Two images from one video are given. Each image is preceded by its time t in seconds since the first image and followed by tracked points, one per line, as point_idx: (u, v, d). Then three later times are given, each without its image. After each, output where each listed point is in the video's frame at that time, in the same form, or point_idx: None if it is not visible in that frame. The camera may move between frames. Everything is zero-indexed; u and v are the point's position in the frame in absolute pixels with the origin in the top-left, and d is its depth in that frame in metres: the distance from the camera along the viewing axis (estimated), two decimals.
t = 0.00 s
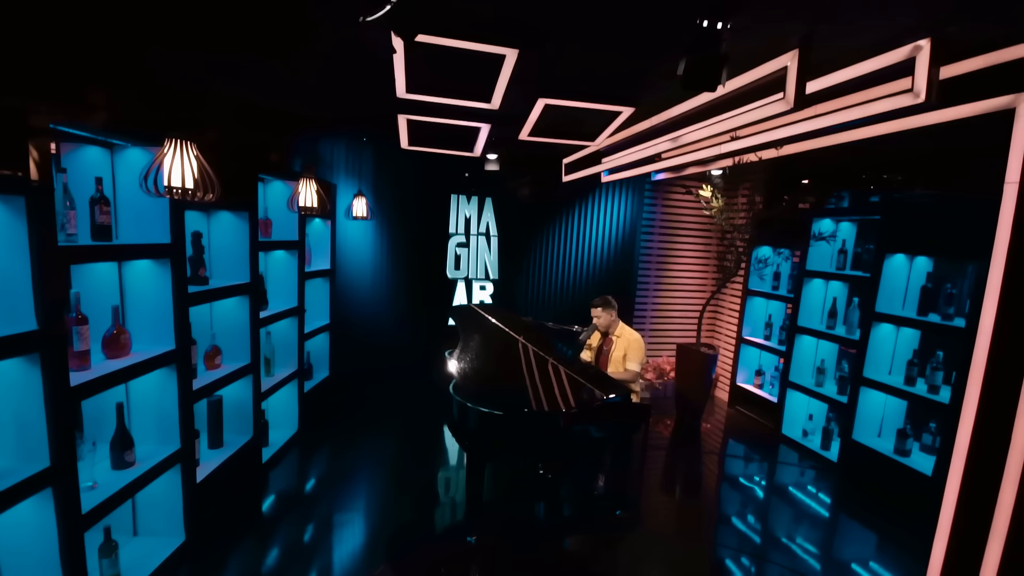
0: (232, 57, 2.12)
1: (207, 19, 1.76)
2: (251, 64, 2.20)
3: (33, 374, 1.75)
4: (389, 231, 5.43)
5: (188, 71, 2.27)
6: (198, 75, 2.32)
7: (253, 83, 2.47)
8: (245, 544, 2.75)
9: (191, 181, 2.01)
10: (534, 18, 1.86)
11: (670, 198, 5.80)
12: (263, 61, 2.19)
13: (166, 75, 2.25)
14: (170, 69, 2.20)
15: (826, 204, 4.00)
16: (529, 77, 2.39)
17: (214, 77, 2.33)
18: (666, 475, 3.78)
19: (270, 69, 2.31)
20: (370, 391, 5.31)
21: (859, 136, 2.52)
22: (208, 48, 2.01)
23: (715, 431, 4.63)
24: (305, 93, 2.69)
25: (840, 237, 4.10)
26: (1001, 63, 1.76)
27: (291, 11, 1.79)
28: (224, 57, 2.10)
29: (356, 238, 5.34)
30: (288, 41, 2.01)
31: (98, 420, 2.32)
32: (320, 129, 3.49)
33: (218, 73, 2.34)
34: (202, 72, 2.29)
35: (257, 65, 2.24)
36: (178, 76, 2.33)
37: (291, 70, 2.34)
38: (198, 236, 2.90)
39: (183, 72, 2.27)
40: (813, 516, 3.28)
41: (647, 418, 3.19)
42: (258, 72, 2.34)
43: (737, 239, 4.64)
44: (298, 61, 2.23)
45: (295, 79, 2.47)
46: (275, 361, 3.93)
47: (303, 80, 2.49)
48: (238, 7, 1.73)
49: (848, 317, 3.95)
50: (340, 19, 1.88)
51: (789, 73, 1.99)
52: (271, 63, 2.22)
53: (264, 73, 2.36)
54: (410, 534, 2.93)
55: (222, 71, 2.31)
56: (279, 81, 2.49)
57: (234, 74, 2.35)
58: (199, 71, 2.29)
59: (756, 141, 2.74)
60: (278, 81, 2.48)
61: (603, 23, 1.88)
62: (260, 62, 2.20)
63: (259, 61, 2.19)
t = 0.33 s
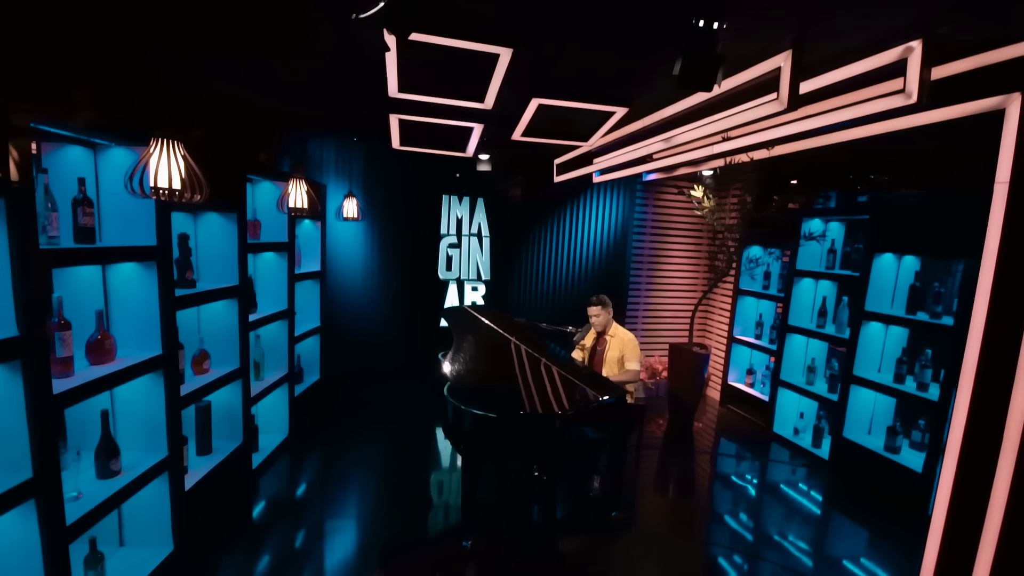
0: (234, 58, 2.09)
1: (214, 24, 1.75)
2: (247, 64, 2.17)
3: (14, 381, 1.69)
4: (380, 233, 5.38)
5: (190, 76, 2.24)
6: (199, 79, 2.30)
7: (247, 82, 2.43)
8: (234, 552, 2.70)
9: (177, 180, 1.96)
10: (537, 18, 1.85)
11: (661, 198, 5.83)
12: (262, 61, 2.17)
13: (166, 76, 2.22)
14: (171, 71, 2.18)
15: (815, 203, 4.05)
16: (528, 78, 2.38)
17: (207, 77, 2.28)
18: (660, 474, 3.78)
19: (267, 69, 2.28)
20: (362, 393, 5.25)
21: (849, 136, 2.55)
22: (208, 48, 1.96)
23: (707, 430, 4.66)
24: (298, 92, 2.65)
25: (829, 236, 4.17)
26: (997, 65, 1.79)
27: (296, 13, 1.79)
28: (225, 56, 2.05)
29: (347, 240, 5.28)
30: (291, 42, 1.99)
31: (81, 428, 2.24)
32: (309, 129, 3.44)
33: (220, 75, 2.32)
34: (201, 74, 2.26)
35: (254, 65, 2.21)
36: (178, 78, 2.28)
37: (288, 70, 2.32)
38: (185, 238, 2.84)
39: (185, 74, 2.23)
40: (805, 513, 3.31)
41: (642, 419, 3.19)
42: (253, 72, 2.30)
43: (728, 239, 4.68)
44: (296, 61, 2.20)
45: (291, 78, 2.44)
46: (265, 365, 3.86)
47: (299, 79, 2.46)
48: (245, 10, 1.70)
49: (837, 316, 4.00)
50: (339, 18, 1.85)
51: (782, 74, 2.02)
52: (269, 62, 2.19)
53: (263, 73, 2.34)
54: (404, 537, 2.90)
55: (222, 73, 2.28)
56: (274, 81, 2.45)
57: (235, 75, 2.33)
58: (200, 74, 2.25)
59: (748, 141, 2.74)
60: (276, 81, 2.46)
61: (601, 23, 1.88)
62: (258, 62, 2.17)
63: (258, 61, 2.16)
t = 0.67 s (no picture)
0: (236, 58, 2.06)
1: (220, 25, 1.73)
2: (249, 64, 2.15)
3: None
4: (373, 234, 5.34)
5: (189, 77, 2.21)
6: (197, 80, 2.27)
7: (246, 82, 2.41)
8: (227, 561, 2.64)
9: (168, 182, 1.92)
10: (541, 17, 1.83)
11: (655, 198, 5.84)
12: (264, 61, 2.15)
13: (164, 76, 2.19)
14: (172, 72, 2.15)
15: (807, 203, 4.09)
16: (529, 78, 2.37)
17: (203, 77, 2.25)
18: (655, 474, 3.78)
19: (267, 69, 2.26)
20: (355, 395, 5.20)
21: (844, 137, 2.60)
22: (217, 50, 1.93)
23: (702, 429, 4.67)
24: (294, 92, 2.61)
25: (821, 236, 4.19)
26: (993, 66, 1.82)
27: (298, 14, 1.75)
28: (231, 56, 2.03)
29: (340, 242, 5.24)
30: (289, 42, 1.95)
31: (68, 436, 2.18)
32: (301, 129, 3.40)
33: (223, 76, 2.31)
34: (202, 74, 2.23)
35: (254, 66, 2.19)
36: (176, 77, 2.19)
37: (289, 71, 2.30)
38: (175, 240, 2.78)
39: (187, 75, 2.17)
40: (799, 512, 3.33)
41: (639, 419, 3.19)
42: (255, 72, 2.29)
43: (722, 239, 4.70)
44: (297, 62, 2.19)
45: (289, 78, 2.41)
46: (257, 369, 3.80)
47: (297, 79, 2.43)
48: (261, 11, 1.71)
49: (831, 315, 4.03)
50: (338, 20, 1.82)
51: (779, 74, 2.04)
52: (271, 63, 2.17)
53: (262, 73, 2.32)
54: (399, 541, 2.87)
55: (226, 73, 2.27)
56: (273, 81, 2.43)
57: (234, 75, 2.30)
58: (199, 75, 2.22)
59: (744, 141, 2.81)
60: (274, 81, 2.43)
61: (601, 23, 1.87)
62: (259, 62, 2.15)
63: (259, 61, 2.14)
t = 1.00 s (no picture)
0: (236, 58, 2.04)
1: (221, 23, 1.71)
2: (249, 63, 2.13)
3: None
4: (369, 235, 5.29)
5: (188, 75, 2.18)
6: (195, 79, 2.24)
7: (244, 82, 2.38)
8: (222, 568, 2.59)
9: (162, 184, 1.90)
10: (544, 17, 1.83)
11: (651, 198, 5.84)
12: (264, 61, 2.12)
13: (163, 75, 2.15)
14: (170, 71, 2.11)
15: (802, 203, 4.12)
16: (530, 78, 2.36)
17: (201, 76, 2.22)
18: (653, 475, 3.77)
19: (266, 69, 2.23)
20: (351, 398, 5.14)
21: (842, 137, 2.60)
22: (215, 49, 1.92)
23: (699, 429, 4.68)
24: (292, 92, 2.59)
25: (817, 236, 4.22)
26: (991, 67, 1.84)
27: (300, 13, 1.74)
28: (229, 56, 2.01)
29: (334, 243, 5.20)
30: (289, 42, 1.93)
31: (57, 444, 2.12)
32: (296, 130, 3.36)
33: (223, 76, 2.28)
34: (200, 73, 2.20)
35: (254, 65, 2.17)
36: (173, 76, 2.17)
37: (288, 71, 2.28)
38: (168, 242, 2.73)
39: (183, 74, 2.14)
40: (797, 511, 3.33)
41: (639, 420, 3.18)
42: (254, 72, 2.26)
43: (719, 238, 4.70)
44: (297, 61, 2.17)
45: (288, 78, 2.38)
46: (252, 373, 3.74)
47: (294, 79, 2.41)
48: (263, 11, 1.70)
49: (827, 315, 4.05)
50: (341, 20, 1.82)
51: (780, 74, 2.02)
52: (270, 62, 2.14)
53: (261, 73, 2.29)
54: (397, 546, 2.82)
55: (226, 72, 2.24)
56: (271, 81, 2.40)
57: (232, 75, 2.27)
58: (197, 74, 2.19)
59: (743, 141, 2.80)
60: (272, 81, 2.40)
61: (604, 23, 1.86)
62: (258, 62, 2.12)
63: (259, 61, 2.12)
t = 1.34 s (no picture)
0: (236, 57, 2.02)
1: (223, 21, 1.68)
2: (248, 63, 2.10)
3: None
4: (364, 235, 5.24)
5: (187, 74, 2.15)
6: (193, 78, 2.20)
7: (241, 82, 2.35)
8: None
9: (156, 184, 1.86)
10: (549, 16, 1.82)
11: (648, 198, 5.85)
12: (264, 61, 2.10)
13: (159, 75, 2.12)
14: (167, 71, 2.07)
15: (798, 201, 4.14)
16: (532, 77, 2.35)
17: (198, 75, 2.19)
18: (652, 475, 3.76)
19: (265, 68, 2.20)
20: (346, 401, 5.08)
21: (841, 136, 2.60)
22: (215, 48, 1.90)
23: (697, 428, 4.68)
24: (290, 91, 2.55)
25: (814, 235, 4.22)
26: (990, 67, 1.85)
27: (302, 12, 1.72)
28: (229, 56, 1.99)
29: (329, 243, 5.14)
30: (291, 41, 1.91)
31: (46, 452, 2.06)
32: (292, 129, 3.31)
33: (221, 75, 2.25)
34: (197, 72, 2.16)
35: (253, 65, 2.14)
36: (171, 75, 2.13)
37: (288, 70, 2.25)
38: (161, 244, 2.67)
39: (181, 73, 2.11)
40: (795, 509, 3.34)
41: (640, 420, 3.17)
42: (253, 72, 2.23)
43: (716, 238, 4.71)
44: (297, 61, 2.14)
45: (286, 77, 2.35)
46: (247, 376, 3.69)
47: (292, 78, 2.38)
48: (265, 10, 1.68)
49: (824, 313, 4.06)
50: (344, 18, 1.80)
51: (783, 72, 2.00)
52: (269, 62, 2.12)
53: (260, 73, 2.26)
54: (395, 551, 2.78)
55: (225, 72, 2.21)
56: (269, 81, 2.37)
57: (230, 74, 2.24)
58: (195, 73, 2.15)
59: (742, 140, 2.78)
60: (270, 81, 2.38)
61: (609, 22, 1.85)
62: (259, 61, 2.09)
63: (259, 61, 2.09)
